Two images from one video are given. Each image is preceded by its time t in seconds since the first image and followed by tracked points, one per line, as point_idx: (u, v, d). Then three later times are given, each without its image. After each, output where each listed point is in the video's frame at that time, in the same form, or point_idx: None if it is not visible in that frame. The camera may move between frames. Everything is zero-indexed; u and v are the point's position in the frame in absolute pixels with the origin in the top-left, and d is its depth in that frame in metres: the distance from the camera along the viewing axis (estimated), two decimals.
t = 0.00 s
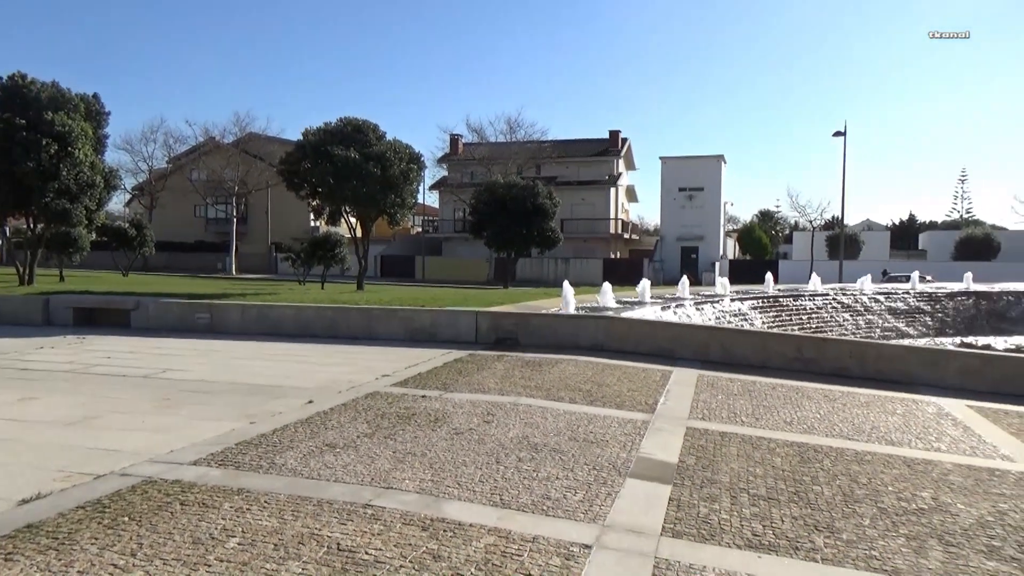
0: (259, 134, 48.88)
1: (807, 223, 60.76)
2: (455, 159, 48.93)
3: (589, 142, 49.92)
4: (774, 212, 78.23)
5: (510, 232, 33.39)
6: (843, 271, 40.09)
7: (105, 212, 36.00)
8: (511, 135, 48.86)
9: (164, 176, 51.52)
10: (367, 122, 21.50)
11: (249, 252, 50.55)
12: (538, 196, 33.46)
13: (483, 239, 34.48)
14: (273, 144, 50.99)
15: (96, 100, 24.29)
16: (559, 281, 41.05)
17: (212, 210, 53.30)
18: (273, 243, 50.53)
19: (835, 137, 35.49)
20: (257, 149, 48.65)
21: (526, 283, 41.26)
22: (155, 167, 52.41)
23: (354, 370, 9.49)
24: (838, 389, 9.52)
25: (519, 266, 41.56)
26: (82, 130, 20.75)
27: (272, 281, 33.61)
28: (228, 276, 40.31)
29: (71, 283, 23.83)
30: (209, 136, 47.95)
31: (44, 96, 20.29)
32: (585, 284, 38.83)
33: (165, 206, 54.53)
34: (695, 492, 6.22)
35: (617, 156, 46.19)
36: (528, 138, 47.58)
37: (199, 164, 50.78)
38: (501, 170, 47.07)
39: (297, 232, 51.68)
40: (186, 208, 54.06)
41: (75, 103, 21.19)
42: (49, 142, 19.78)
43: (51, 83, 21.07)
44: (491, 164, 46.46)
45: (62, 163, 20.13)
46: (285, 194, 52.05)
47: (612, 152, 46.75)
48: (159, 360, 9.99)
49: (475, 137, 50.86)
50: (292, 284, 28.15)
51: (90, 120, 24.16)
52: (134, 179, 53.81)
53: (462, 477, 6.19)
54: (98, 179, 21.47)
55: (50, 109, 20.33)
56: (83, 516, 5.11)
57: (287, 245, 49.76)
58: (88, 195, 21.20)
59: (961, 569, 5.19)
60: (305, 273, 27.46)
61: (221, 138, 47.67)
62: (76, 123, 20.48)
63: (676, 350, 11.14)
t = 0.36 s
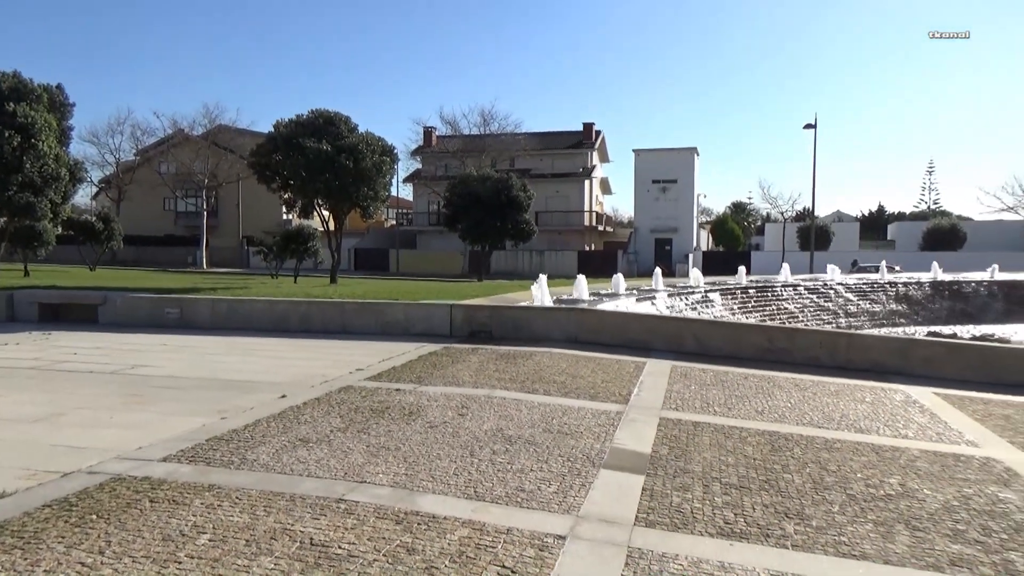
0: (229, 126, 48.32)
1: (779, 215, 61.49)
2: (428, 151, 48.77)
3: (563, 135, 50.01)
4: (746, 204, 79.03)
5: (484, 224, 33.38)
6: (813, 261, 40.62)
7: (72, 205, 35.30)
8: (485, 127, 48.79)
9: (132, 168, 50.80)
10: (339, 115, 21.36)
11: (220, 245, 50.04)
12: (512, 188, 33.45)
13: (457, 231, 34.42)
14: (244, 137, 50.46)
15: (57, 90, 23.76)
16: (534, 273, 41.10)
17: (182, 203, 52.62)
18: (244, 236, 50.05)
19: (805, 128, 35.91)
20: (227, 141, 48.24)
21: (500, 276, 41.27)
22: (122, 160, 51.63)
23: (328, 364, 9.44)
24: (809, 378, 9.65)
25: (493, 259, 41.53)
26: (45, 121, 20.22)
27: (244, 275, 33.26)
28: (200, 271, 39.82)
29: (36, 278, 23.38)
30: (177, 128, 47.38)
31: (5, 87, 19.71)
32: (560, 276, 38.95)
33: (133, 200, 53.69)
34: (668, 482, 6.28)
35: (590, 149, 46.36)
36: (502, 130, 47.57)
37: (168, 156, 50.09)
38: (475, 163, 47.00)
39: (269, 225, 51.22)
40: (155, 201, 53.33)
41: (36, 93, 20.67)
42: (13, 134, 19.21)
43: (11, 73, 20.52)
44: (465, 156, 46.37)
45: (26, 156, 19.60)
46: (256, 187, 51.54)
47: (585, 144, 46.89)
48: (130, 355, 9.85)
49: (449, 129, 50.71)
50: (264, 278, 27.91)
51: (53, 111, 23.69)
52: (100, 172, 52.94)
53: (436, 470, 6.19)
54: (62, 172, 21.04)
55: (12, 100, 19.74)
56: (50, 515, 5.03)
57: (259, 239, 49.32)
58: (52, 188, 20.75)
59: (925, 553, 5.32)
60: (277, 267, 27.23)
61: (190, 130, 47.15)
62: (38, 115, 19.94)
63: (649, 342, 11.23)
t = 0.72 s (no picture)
0: (197, 118, 47.58)
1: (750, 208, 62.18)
2: (400, 144, 48.54)
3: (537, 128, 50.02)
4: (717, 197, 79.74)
5: (457, 217, 33.33)
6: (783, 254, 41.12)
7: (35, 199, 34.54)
8: (457, 120, 48.67)
9: (96, 161, 49.94)
10: (309, 107, 21.13)
11: (188, 239, 49.40)
12: (485, 181, 33.40)
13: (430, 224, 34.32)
14: (213, 129, 49.82)
15: (17, 79, 23.09)
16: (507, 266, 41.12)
17: (149, 196, 51.80)
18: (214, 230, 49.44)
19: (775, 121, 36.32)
20: (195, 133, 47.74)
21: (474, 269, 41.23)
22: (86, 152, 50.70)
23: (300, 359, 9.37)
24: (778, 369, 9.80)
25: (466, 252, 41.45)
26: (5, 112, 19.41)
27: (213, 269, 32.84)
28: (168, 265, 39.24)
29: None
30: (144, 120, 46.64)
31: None
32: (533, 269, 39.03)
33: (99, 193, 52.72)
34: (640, 472, 6.34)
35: (563, 142, 46.47)
36: (475, 123, 47.45)
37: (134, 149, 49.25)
38: (448, 156, 46.88)
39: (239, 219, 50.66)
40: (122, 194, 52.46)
41: None
42: None
43: None
44: (437, 149, 46.24)
45: None
46: (225, 180, 50.93)
47: (558, 138, 47.00)
48: (97, 352, 9.71)
49: (421, 122, 50.45)
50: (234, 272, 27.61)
51: (14, 101, 23.12)
52: (64, 164, 51.91)
53: (409, 464, 6.18)
54: (23, 164, 20.48)
55: None
56: (13, 514, 4.94)
57: (229, 232, 48.76)
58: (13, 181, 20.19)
59: (890, 539, 5.45)
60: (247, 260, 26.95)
61: (157, 122, 46.44)
62: None
63: (621, 334, 11.31)
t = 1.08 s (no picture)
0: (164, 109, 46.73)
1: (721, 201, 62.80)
2: (372, 137, 48.17)
3: (510, 121, 49.95)
4: (689, 190, 80.36)
5: (430, 211, 33.24)
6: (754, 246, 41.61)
7: None
8: (430, 113, 48.43)
9: (60, 153, 48.82)
10: (278, 99, 20.91)
11: (156, 233, 48.60)
12: (457, 174, 33.31)
13: (403, 217, 34.16)
14: (180, 121, 48.99)
15: None
16: (481, 260, 41.08)
17: (114, 189, 50.81)
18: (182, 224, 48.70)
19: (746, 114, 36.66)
20: (162, 125, 46.90)
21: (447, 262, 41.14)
22: (49, 144, 49.53)
23: (272, 354, 9.29)
24: (748, 360, 9.93)
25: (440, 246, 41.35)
26: None
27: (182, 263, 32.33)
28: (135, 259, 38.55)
29: None
30: (109, 111, 45.66)
31: None
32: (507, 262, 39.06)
33: (62, 186, 51.58)
34: (612, 464, 6.39)
35: (536, 134, 46.50)
36: (447, 116, 47.26)
37: (99, 141, 48.24)
38: (421, 149, 46.64)
39: (208, 212, 49.96)
40: (86, 187, 51.39)
41: None
42: None
43: None
44: (410, 142, 45.97)
45: None
46: (194, 173, 50.15)
47: (531, 130, 47.02)
48: (62, 348, 9.52)
49: (393, 114, 50.09)
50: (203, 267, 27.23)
51: None
52: (26, 156, 50.65)
53: (382, 458, 6.17)
54: None
55: None
56: None
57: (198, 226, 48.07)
58: None
59: (856, 526, 5.57)
60: (217, 255, 26.61)
61: (122, 114, 45.50)
62: None
63: (594, 327, 11.37)
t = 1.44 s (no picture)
0: (131, 101, 45.78)
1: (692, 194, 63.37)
2: (344, 130, 47.76)
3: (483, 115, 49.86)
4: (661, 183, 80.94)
5: (403, 205, 33.11)
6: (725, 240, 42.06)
7: None
8: (402, 106, 48.15)
9: (22, 146, 47.64)
10: (247, 92, 20.66)
11: (123, 228, 47.75)
12: (430, 168, 33.27)
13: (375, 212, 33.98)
14: (147, 114, 48.10)
15: None
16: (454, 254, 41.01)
17: (79, 183, 49.79)
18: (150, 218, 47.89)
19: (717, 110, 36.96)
20: (128, 118, 45.98)
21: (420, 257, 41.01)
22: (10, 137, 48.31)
23: (243, 349, 9.19)
24: (719, 351, 10.05)
25: (413, 240, 41.20)
26: None
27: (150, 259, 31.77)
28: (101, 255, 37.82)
29: None
30: (72, 104, 44.66)
31: None
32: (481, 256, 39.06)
33: (25, 179, 50.39)
34: (585, 455, 6.44)
35: (508, 128, 46.50)
36: (419, 109, 46.99)
37: (62, 134, 47.17)
38: (393, 142, 46.35)
39: (177, 207, 49.21)
40: (50, 181, 50.26)
41: None
42: None
43: None
44: (382, 135, 45.66)
45: None
46: (162, 167, 49.33)
47: (503, 124, 47.00)
48: (26, 345, 9.33)
49: (364, 108, 49.65)
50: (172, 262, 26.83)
51: None
52: None
53: (355, 452, 6.15)
54: None
55: None
56: None
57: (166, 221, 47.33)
58: None
59: (824, 513, 5.67)
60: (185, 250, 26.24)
61: (87, 106, 44.53)
62: None
63: (567, 320, 11.42)
